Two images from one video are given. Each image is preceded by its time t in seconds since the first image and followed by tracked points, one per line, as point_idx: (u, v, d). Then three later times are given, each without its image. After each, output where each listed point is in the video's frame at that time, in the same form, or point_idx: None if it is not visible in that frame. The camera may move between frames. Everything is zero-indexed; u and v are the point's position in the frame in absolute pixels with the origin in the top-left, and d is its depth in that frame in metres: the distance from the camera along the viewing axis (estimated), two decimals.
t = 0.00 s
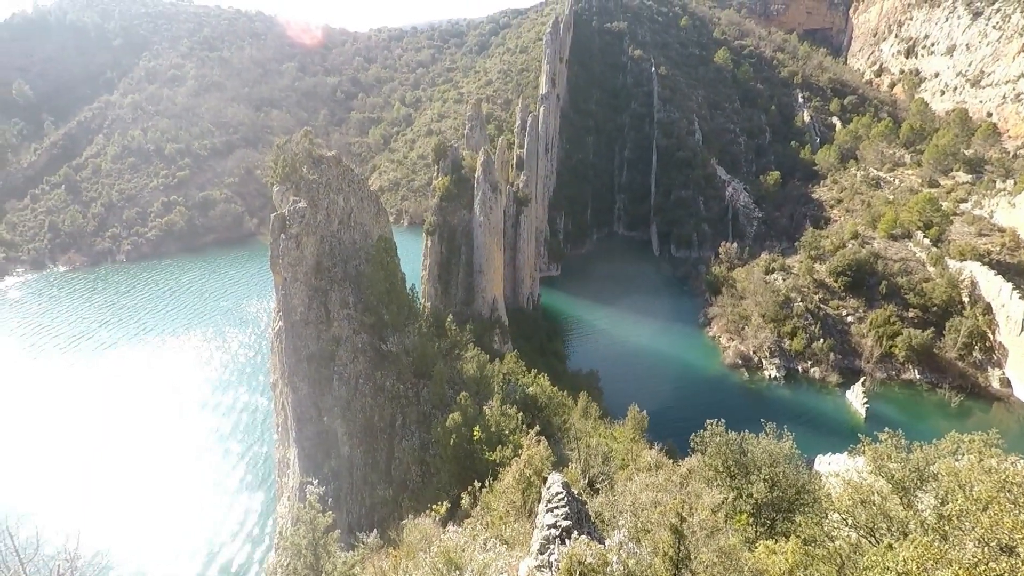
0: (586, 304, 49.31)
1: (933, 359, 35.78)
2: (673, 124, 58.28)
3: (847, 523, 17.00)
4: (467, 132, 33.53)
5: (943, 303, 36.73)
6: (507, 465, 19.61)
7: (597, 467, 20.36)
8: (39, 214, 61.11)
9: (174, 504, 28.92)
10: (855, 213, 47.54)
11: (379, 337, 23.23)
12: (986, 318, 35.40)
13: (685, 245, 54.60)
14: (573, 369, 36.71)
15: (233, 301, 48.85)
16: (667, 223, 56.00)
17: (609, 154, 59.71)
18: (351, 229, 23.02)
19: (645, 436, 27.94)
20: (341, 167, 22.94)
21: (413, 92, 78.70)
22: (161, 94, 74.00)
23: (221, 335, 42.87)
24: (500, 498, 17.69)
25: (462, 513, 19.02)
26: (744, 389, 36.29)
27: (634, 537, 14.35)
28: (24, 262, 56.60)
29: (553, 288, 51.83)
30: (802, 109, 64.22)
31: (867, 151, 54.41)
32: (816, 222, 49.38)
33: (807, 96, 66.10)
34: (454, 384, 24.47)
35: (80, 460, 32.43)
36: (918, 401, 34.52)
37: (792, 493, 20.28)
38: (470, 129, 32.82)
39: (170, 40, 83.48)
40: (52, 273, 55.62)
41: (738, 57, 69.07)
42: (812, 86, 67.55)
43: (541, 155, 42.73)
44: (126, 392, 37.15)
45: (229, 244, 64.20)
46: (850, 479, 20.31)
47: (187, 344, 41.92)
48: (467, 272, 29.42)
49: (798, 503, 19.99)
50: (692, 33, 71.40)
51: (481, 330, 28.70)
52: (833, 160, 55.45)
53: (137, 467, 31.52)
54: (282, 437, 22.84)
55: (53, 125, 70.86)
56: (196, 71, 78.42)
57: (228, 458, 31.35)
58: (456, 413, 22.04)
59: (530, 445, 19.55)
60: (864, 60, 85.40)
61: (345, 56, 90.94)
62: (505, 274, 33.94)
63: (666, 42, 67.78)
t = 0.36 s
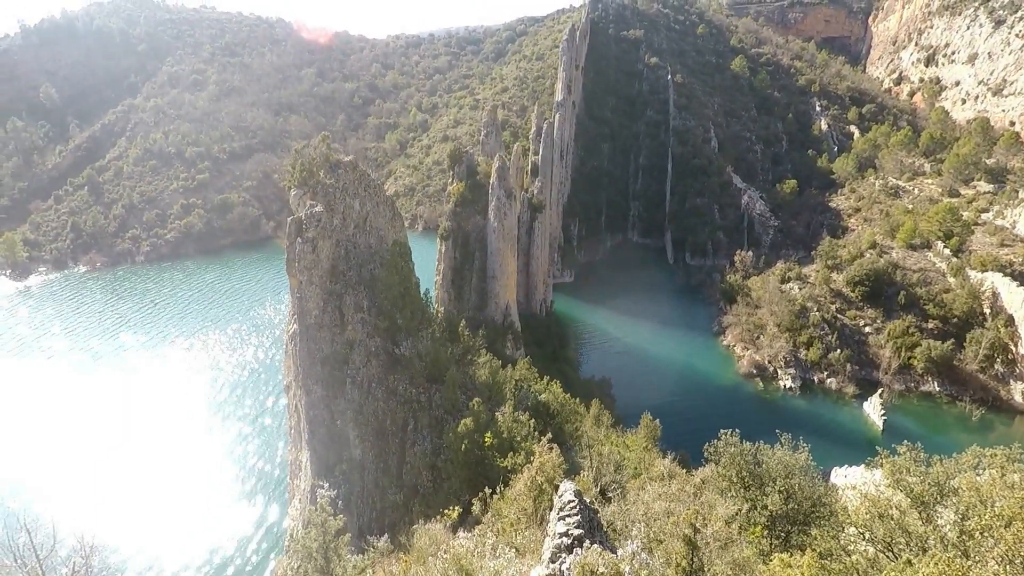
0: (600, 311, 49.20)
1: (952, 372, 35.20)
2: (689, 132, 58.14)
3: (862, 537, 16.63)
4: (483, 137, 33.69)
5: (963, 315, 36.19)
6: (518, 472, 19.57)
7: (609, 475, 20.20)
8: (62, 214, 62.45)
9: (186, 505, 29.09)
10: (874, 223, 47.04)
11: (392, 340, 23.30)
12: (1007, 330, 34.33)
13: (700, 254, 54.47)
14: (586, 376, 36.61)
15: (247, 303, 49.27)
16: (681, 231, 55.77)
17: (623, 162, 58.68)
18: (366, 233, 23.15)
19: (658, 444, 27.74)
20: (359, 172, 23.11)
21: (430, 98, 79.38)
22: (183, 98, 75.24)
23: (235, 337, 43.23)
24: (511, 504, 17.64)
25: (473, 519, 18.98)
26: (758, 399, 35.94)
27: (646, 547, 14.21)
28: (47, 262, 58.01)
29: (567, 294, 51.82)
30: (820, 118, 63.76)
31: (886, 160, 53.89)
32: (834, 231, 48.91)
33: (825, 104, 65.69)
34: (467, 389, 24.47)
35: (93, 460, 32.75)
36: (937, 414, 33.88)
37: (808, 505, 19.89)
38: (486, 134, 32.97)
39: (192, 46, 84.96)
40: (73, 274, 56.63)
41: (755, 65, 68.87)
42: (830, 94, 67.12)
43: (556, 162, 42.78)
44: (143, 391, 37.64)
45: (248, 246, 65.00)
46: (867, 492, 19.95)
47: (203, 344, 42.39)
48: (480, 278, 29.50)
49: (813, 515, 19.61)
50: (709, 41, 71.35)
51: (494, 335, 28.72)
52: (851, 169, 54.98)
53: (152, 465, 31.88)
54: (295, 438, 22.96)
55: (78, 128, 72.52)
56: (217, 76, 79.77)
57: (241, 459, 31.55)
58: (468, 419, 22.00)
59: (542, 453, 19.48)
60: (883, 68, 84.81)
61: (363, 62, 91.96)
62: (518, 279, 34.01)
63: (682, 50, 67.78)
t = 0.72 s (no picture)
0: (597, 331, 49.17)
1: (948, 393, 35.28)
2: (685, 154, 58.84)
3: (862, 561, 16.31)
4: (481, 157, 33.99)
5: (958, 335, 36.37)
6: (513, 496, 19.32)
7: (605, 497, 19.92)
8: (58, 229, 62.31)
9: (173, 528, 28.27)
10: (868, 244, 47.48)
11: (388, 359, 23.11)
12: (1002, 351, 34.51)
13: (696, 275, 54.80)
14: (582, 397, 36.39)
15: (242, 321, 48.99)
16: (677, 252, 56.05)
17: (620, 182, 59.30)
18: (363, 251, 23.10)
19: (656, 466, 27.53)
20: (358, 190, 23.13)
21: (429, 118, 80.21)
22: (183, 115, 75.70)
23: (230, 355, 42.88)
24: (507, 527, 17.38)
25: (468, 542, 18.71)
26: (756, 420, 35.76)
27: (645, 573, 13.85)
28: (41, 277, 57.62)
29: (564, 315, 51.83)
30: (813, 141, 64.70)
31: (879, 183, 54.63)
32: (828, 252, 49.30)
33: (818, 128, 66.75)
34: (463, 409, 24.30)
35: (79, 477, 32.16)
36: (934, 437, 33.72)
37: (807, 527, 19.59)
38: (484, 154, 33.28)
39: (193, 64, 85.73)
40: (66, 288, 56.17)
41: (750, 89, 70.09)
42: (823, 118, 68.23)
43: (553, 182, 43.13)
44: (135, 408, 37.13)
45: (246, 263, 64.76)
46: (866, 514, 19.69)
47: (198, 362, 42.00)
48: (477, 297, 29.48)
49: (812, 538, 19.23)
50: (704, 66, 72.68)
51: (491, 354, 28.62)
52: (844, 192, 55.64)
53: (141, 484, 31.26)
54: (289, 458, 22.60)
55: (77, 143, 72.72)
56: (218, 94, 80.45)
57: (232, 480, 30.91)
58: (463, 439, 22.04)
59: (538, 474, 19.15)
60: (874, 93, 86.54)
61: (363, 83, 92.98)
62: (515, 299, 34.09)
63: (678, 74, 68.98)
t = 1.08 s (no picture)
0: (583, 353, 49.14)
1: (931, 413, 35.67)
2: (668, 178, 59.71)
3: None
4: (467, 182, 34.22)
5: (939, 356, 36.82)
6: (500, 523, 19.03)
7: (593, 523, 19.68)
8: (35, 253, 61.39)
9: (146, 560, 27.25)
10: (848, 266, 48.32)
11: (373, 385, 22.73)
12: (980, 371, 35.26)
13: (681, 296, 55.18)
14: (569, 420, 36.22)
15: (225, 345, 48.25)
16: (662, 274, 56.49)
17: (604, 205, 59.82)
18: (348, 274, 22.82)
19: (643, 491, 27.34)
20: (343, 214, 23.01)
21: (416, 142, 80.73)
22: (167, 138, 75.43)
23: (211, 380, 42.15)
24: (493, 554, 17.07)
25: (453, 571, 18.31)
26: (742, 442, 35.76)
27: None
28: (16, 301, 56.48)
29: (550, 338, 51.84)
30: (793, 165, 66.07)
31: (857, 206, 55.88)
32: (809, 274, 50.02)
33: (797, 152, 68.23)
34: (449, 434, 24.07)
35: (53, 506, 31.17)
36: (919, 457, 33.94)
37: (796, 550, 19.46)
38: (470, 179, 33.52)
39: (178, 87, 85.67)
40: (42, 313, 55.01)
41: (730, 115, 71.63)
42: (802, 143, 69.77)
43: (539, 206, 43.49)
44: (111, 435, 36.21)
45: (227, 286, 63.96)
46: (853, 537, 19.63)
47: (178, 387, 41.22)
48: (463, 320, 29.32)
49: (801, 561, 19.06)
50: (685, 92, 74.23)
51: (477, 378, 28.44)
52: (824, 215, 56.76)
53: (115, 513, 30.24)
54: (270, 487, 22.10)
55: (58, 165, 72.09)
56: (203, 117, 80.42)
57: (209, 509, 29.95)
58: (449, 463, 21.96)
59: (525, 501, 18.93)
60: (850, 119, 88.97)
61: (349, 106, 93.49)
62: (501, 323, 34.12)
63: (660, 100, 70.34)
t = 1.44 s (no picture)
0: (566, 376, 49.01)
1: (910, 433, 36.06)
2: (649, 200, 60.46)
3: None
4: (449, 205, 34.32)
5: (916, 377, 37.32)
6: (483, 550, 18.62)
7: (577, 548, 19.43)
8: (7, 275, 60.13)
9: None
10: (825, 287, 49.15)
11: (354, 409, 22.03)
12: (958, 391, 35.69)
13: (663, 317, 55.40)
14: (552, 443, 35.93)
15: (201, 370, 47.36)
16: (644, 294, 56.64)
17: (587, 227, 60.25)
18: (330, 297, 22.34)
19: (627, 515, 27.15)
20: (324, 237, 22.82)
21: (398, 165, 80.99)
22: (146, 160, 74.86)
23: (186, 406, 41.23)
24: None
25: None
26: (726, 464, 35.71)
27: None
28: None
29: (534, 360, 51.68)
30: (770, 189, 67.31)
31: (833, 229, 57.05)
32: (788, 295, 50.75)
33: (774, 176, 69.54)
34: (430, 459, 23.87)
35: (15, 540, 29.97)
36: (899, 477, 34.23)
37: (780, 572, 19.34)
38: (452, 202, 33.61)
39: (158, 111, 85.80)
40: (12, 337, 53.69)
41: (708, 140, 72.98)
42: (778, 167, 71.14)
43: (521, 228, 43.59)
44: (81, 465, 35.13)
45: (205, 309, 62.96)
46: (836, 559, 19.57)
47: (152, 413, 40.27)
48: (445, 342, 29.24)
49: None
50: (664, 116, 75.56)
51: (458, 402, 28.28)
52: (802, 237, 57.80)
53: (79, 546, 29.02)
54: (245, 515, 21.52)
55: (33, 188, 71.05)
56: (183, 140, 80.09)
57: (177, 539, 28.81)
58: (432, 489, 22.31)
59: (509, 527, 18.66)
60: (824, 143, 91.18)
61: (332, 129, 93.75)
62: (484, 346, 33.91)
63: (640, 125, 71.50)
